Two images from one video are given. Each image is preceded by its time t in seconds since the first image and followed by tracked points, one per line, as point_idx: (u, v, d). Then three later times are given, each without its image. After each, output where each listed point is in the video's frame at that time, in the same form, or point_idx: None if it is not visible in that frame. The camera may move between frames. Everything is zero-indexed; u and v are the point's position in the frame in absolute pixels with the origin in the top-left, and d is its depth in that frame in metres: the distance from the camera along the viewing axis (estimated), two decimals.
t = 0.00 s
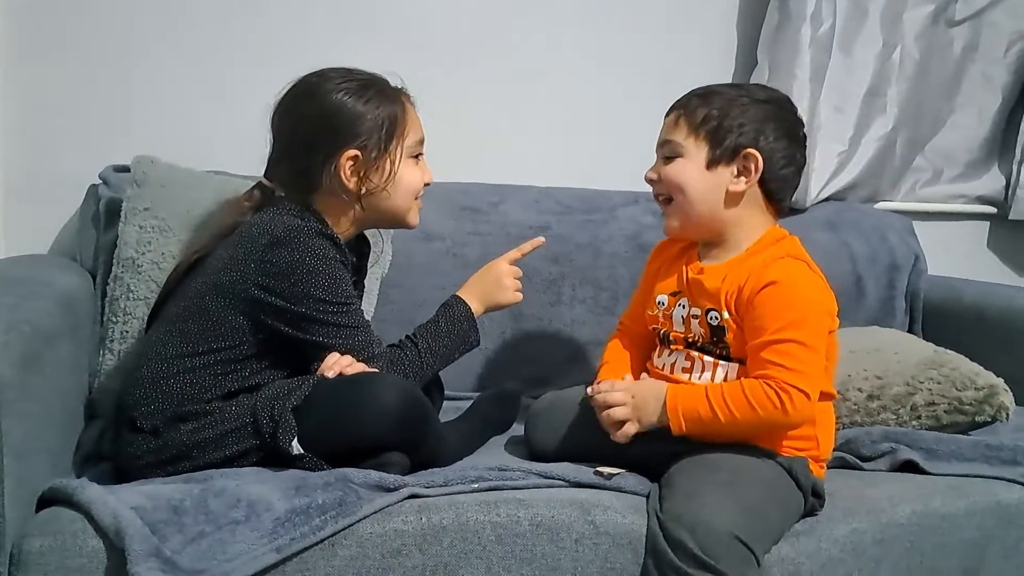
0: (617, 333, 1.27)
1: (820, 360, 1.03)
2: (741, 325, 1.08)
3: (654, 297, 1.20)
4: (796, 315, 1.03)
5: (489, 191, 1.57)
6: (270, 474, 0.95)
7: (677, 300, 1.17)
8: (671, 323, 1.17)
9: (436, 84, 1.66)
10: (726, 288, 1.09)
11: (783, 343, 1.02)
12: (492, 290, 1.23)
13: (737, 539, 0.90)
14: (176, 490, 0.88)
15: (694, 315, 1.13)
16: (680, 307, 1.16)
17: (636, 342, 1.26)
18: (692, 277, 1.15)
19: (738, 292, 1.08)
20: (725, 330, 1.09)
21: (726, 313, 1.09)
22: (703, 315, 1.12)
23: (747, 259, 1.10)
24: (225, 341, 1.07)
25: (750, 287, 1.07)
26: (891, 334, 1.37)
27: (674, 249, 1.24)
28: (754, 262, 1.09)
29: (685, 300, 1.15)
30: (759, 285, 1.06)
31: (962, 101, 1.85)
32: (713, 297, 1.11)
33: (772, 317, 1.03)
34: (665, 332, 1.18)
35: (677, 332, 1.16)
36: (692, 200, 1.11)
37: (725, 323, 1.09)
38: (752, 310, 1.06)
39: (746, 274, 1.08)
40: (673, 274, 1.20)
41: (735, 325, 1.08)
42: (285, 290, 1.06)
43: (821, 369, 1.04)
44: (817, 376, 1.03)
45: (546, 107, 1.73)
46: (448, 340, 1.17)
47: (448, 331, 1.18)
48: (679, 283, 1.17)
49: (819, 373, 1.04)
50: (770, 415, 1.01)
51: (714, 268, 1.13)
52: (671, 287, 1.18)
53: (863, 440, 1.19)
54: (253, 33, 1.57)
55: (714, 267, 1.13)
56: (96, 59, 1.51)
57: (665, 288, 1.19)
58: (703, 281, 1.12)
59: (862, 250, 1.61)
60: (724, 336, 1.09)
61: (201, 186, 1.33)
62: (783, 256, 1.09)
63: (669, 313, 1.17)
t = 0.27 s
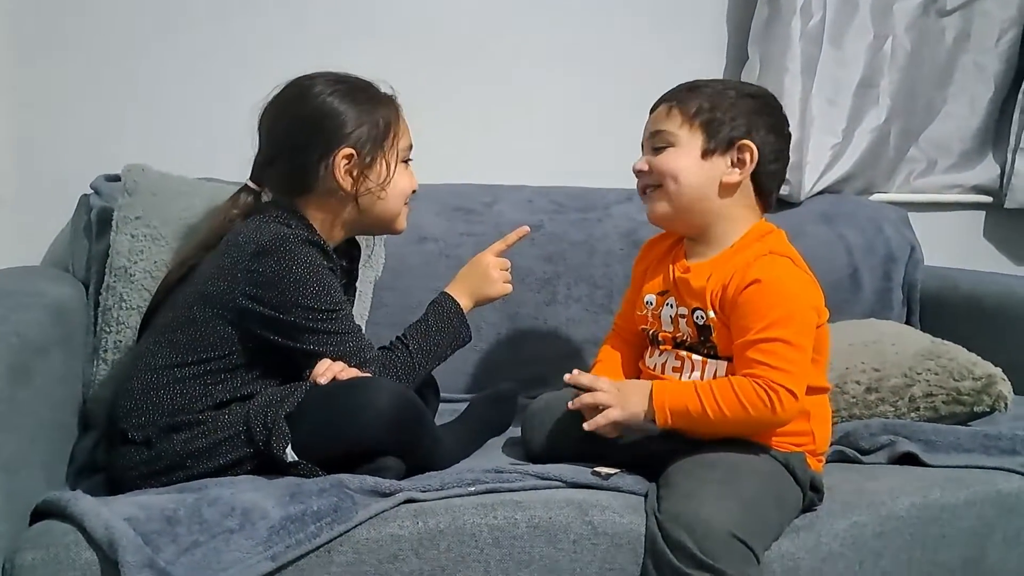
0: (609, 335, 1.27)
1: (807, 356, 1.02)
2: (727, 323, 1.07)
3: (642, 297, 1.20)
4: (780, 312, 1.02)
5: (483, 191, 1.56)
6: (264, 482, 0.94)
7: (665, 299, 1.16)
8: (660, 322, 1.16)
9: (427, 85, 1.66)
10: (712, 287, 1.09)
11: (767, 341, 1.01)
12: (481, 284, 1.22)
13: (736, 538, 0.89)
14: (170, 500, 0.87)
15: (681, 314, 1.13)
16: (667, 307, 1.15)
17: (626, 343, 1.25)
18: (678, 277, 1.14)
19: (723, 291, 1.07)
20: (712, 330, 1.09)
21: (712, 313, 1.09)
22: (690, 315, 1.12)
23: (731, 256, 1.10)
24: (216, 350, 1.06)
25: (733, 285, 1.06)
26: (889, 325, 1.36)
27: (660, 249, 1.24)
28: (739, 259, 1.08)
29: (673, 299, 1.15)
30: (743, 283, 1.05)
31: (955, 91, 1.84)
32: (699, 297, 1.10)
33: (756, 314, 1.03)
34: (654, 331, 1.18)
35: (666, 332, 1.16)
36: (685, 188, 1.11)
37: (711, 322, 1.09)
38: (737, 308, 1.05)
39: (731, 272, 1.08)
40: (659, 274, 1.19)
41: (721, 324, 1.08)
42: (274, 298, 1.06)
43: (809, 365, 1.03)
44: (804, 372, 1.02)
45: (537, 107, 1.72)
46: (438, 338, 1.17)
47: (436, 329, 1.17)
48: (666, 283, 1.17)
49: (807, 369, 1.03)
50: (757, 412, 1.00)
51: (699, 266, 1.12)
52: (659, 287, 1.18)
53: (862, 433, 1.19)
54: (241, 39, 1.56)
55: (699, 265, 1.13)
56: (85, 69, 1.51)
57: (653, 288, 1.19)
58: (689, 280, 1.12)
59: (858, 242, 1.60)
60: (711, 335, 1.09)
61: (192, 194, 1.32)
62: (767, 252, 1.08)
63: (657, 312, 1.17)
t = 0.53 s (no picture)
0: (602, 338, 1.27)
1: (791, 342, 1.02)
2: (716, 315, 1.08)
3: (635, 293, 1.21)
4: (764, 299, 1.02)
5: (478, 192, 1.56)
6: (263, 484, 0.94)
7: (657, 294, 1.17)
8: (653, 318, 1.17)
9: (421, 88, 1.66)
10: (702, 280, 1.09)
11: (750, 327, 1.01)
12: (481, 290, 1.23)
13: (732, 532, 0.90)
14: (168, 503, 0.88)
15: (674, 308, 1.13)
16: (660, 301, 1.16)
17: (619, 343, 1.25)
18: (670, 272, 1.15)
19: (711, 283, 1.08)
20: (703, 323, 1.09)
21: (703, 305, 1.09)
22: (682, 308, 1.12)
23: (721, 251, 1.10)
24: (214, 355, 1.07)
25: (721, 275, 1.07)
26: (885, 318, 1.36)
27: (650, 246, 1.24)
28: (728, 253, 1.09)
29: (665, 294, 1.15)
30: (730, 273, 1.06)
31: (949, 83, 1.85)
32: (690, 289, 1.11)
33: (741, 302, 1.03)
34: (647, 327, 1.18)
35: (659, 327, 1.16)
36: (668, 191, 1.11)
37: (702, 315, 1.09)
38: (724, 297, 1.05)
39: (720, 265, 1.09)
40: (652, 270, 1.20)
41: (712, 316, 1.08)
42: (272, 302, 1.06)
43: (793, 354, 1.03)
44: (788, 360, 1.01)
45: (531, 107, 1.73)
46: (435, 341, 1.18)
47: (433, 332, 1.18)
48: (659, 279, 1.18)
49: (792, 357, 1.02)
50: (737, 396, 1.00)
51: (691, 261, 1.13)
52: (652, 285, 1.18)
53: (859, 425, 1.19)
54: (234, 44, 1.56)
55: (690, 260, 1.13)
56: (79, 77, 1.51)
57: (645, 285, 1.19)
58: (681, 274, 1.12)
59: (854, 235, 1.60)
60: (702, 328, 1.09)
61: (187, 199, 1.32)
62: (754, 244, 1.08)
63: (650, 308, 1.18)
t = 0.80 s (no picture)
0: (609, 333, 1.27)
1: (798, 338, 1.02)
2: (725, 311, 1.08)
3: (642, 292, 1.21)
4: (771, 293, 1.02)
5: (478, 192, 1.56)
6: (265, 484, 0.95)
7: (665, 293, 1.17)
8: (661, 317, 1.17)
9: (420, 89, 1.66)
10: (710, 277, 1.09)
11: (756, 320, 1.01)
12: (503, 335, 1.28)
13: (734, 525, 0.90)
14: (171, 504, 0.88)
15: (682, 307, 1.13)
16: (668, 300, 1.16)
17: (625, 340, 1.25)
18: (678, 271, 1.15)
19: (719, 280, 1.08)
20: (713, 320, 1.09)
21: (712, 303, 1.09)
22: (691, 306, 1.12)
23: (728, 249, 1.10)
24: (216, 356, 1.07)
25: (729, 271, 1.07)
26: (888, 314, 1.36)
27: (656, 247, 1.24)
28: (736, 250, 1.09)
29: (673, 292, 1.15)
30: (738, 269, 1.06)
31: (949, 79, 1.85)
32: (699, 287, 1.11)
33: (748, 296, 1.03)
34: (655, 327, 1.18)
35: (667, 325, 1.16)
36: (671, 200, 1.11)
37: (712, 313, 1.09)
38: (732, 292, 1.05)
39: (728, 262, 1.09)
40: (659, 268, 1.20)
41: (721, 314, 1.08)
42: (274, 304, 1.06)
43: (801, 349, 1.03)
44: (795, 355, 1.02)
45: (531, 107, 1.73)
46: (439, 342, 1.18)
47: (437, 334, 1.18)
48: (666, 277, 1.18)
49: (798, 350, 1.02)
50: (744, 392, 0.99)
51: (699, 259, 1.13)
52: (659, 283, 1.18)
53: (862, 420, 1.19)
54: (234, 47, 1.57)
55: (699, 259, 1.13)
56: (78, 81, 1.52)
57: (653, 284, 1.19)
58: (689, 273, 1.12)
59: (855, 232, 1.60)
60: (712, 326, 1.10)
61: (186, 202, 1.33)
62: (761, 242, 1.08)
63: (657, 307, 1.17)
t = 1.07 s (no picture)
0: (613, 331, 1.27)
1: (805, 338, 1.01)
2: (730, 311, 1.07)
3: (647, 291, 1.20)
4: (776, 294, 1.01)
5: (477, 192, 1.56)
6: (265, 487, 0.94)
7: (670, 292, 1.16)
8: (665, 316, 1.16)
9: (418, 89, 1.66)
10: (715, 277, 1.09)
11: (761, 321, 1.01)
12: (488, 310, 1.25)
13: (737, 526, 0.89)
14: (170, 508, 0.87)
15: (687, 306, 1.13)
16: (673, 300, 1.15)
17: (629, 339, 1.25)
18: (683, 271, 1.14)
19: (725, 280, 1.08)
20: (717, 320, 1.09)
21: (717, 302, 1.08)
22: (695, 306, 1.11)
23: (732, 250, 1.10)
24: (214, 358, 1.06)
25: (735, 271, 1.06)
26: (889, 313, 1.36)
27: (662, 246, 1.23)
28: (741, 251, 1.09)
29: (678, 292, 1.15)
30: (743, 270, 1.06)
31: (949, 76, 1.84)
32: (704, 287, 1.10)
33: (754, 297, 1.02)
34: (659, 326, 1.18)
35: (671, 325, 1.15)
36: (680, 198, 1.10)
37: (716, 313, 1.09)
38: (738, 293, 1.05)
39: (733, 262, 1.08)
40: (665, 267, 1.19)
41: (725, 313, 1.08)
42: (272, 305, 1.06)
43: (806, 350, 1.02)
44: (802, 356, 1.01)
45: (530, 106, 1.72)
46: (441, 345, 1.18)
47: (440, 337, 1.18)
48: (672, 276, 1.17)
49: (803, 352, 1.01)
50: (750, 393, 0.99)
51: (704, 259, 1.12)
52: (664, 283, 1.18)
53: (864, 420, 1.19)
54: (231, 48, 1.56)
55: (704, 258, 1.12)
56: (75, 84, 1.51)
57: (658, 283, 1.19)
58: (694, 273, 1.12)
59: (856, 230, 1.59)
60: (717, 326, 1.09)
61: (184, 204, 1.32)
62: (767, 242, 1.08)
63: (663, 306, 1.17)
